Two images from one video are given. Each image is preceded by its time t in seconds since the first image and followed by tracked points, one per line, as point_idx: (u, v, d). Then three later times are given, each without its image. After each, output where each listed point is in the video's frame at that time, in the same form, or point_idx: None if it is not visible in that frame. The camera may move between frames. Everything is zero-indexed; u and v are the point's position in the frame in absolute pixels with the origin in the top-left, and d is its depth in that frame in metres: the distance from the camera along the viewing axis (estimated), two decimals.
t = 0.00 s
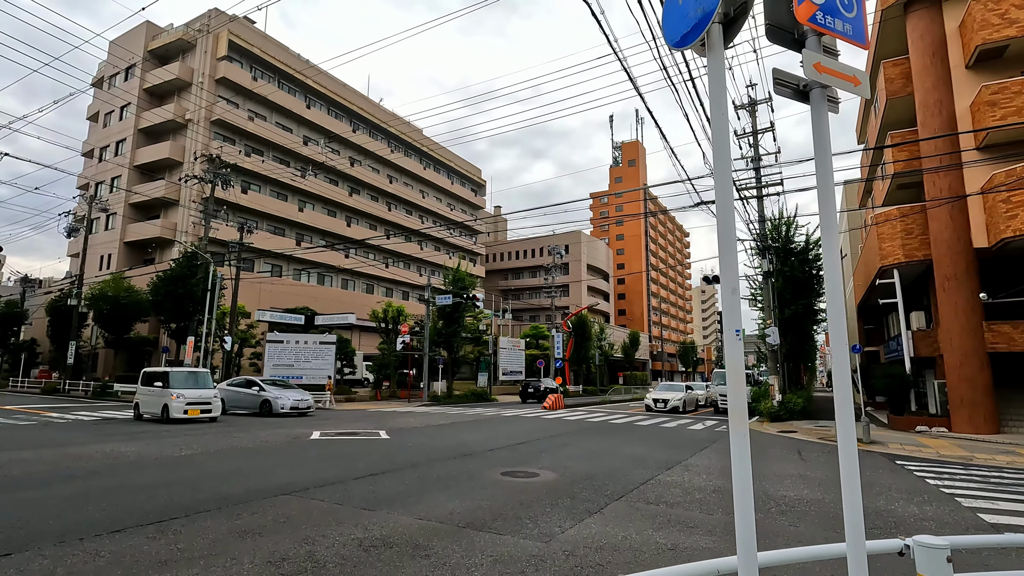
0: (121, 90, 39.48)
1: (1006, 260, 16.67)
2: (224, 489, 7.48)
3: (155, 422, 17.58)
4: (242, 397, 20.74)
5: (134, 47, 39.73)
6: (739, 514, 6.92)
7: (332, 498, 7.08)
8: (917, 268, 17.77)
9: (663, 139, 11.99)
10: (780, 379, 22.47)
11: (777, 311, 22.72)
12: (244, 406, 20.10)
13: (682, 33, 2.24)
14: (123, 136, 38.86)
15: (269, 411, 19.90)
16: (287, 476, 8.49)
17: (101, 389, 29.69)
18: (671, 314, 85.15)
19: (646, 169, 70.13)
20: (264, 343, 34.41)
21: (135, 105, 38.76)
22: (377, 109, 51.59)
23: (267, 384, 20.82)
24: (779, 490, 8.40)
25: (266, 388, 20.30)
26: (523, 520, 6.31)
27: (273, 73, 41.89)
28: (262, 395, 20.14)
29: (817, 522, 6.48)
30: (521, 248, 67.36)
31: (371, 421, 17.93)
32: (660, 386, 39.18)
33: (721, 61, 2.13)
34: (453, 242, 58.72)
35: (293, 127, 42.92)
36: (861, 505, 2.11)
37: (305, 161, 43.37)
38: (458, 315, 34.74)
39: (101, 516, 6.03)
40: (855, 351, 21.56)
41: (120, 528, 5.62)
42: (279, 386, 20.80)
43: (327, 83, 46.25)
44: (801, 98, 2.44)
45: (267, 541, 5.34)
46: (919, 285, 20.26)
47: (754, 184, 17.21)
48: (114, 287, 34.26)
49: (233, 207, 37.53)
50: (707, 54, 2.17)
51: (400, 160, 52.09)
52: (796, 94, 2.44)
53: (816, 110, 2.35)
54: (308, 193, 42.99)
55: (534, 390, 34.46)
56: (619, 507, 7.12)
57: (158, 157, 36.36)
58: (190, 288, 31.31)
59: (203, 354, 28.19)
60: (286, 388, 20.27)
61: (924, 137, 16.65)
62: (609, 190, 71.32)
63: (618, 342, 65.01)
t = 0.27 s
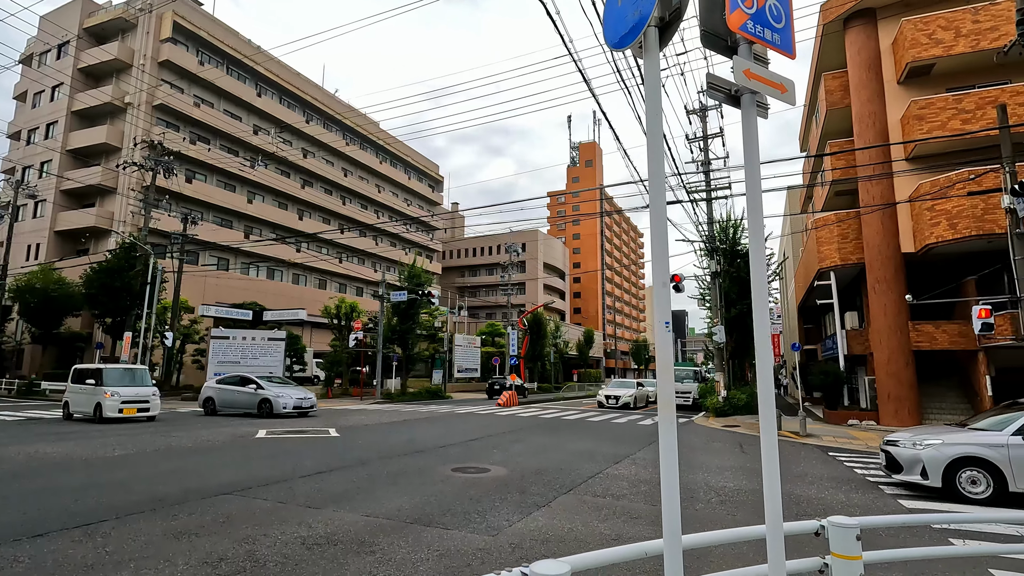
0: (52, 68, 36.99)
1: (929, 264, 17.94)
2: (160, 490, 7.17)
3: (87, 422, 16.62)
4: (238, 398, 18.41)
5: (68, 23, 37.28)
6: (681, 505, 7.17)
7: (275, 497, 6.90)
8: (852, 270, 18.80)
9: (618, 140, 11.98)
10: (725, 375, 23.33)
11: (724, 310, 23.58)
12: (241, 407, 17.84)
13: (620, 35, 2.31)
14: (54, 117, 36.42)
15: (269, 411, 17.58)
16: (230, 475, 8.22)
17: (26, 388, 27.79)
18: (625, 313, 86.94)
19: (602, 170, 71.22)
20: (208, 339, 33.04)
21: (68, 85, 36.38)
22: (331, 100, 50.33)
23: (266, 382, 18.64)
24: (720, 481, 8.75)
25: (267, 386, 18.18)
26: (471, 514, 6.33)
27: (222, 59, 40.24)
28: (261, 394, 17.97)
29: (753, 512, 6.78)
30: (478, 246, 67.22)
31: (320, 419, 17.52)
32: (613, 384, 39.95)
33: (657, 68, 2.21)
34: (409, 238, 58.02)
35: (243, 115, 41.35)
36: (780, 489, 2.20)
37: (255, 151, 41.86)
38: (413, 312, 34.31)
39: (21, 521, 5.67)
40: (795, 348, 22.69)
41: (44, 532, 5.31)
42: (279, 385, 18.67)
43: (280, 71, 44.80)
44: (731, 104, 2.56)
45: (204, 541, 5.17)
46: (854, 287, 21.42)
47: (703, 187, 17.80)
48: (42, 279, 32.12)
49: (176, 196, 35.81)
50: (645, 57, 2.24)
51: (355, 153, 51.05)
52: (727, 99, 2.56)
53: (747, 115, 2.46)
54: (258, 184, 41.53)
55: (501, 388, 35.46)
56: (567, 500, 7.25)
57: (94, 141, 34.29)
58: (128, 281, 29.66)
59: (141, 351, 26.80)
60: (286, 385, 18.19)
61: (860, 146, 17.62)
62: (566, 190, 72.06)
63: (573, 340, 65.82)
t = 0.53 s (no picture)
0: None
1: (867, 268, 18.94)
2: (98, 493, 6.83)
3: (17, 424, 15.63)
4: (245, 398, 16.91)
5: None
6: (633, 499, 7.35)
7: (223, 499, 6.68)
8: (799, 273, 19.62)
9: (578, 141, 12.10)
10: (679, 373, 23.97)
11: (679, 310, 24.21)
12: (253, 407, 16.48)
13: (574, 36, 2.35)
14: None
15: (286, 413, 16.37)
16: (174, 477, 7.90)
17: None
18: (584, 312, 88.08)
19: (564, 170, 71.83)
20: (153, 336, 31.58)
21: None
22: (288, 90, 48.89)
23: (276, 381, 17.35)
24: (671, 476, 9.01)
25: (280, 384, 16.85)
26: (426, 512, 6.31)
27: (171, 43, 38.49)
28: (276, 394, 16.66)
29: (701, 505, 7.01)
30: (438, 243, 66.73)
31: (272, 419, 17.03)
32: (572, 382, 40.42)
33: (610, 72, 2.26)
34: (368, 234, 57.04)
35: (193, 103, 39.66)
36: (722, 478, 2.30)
37: (206, 141, 40.25)
38: (371, 309, 33.67)
39: None
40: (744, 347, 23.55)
41: None
42: (290, 382, 17.39)
43: (233, 59, 43.20)
44: (680, 109, 2.64)
45: (145, 545, 4.96)
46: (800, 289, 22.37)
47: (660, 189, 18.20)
48: None
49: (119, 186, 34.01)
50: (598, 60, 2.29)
51: (313, 146, 49.80)
52: (676, 104, 2.65)
53: (695, 121, 2.56)
54: (209, 175, 39.96)
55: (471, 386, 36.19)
56: (523, 496, 7.32)
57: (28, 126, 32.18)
58: (64, 274, 27.93)
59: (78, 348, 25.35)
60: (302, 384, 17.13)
61: (807, 153, 18.39)
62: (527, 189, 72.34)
63: (532, 339, 66.22)
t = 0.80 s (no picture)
0: None
1: (820, 271, 19.74)
2: (41, 497, 6.51)
3: None
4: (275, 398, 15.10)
5: None
6: (594, 495, 7.46)
7: (177, 501, 6.47)
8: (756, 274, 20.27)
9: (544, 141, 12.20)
10: (641, 372, 24.41)
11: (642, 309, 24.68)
12: (285, 409, 14.72)
13: (541, 40, 2.39)
14: None
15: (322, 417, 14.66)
16: (124, 480, 7.61)
17: None
18: (549, 311, 88.69)
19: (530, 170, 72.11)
20: (101, 333, 30.20)
21: None
22: (249, 81, 47.47)
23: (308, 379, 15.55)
24: (631, 472, 9.20)
25: (315, 384, 15.10)
26: (388, 512, 6.27)
27: (123, 27, 36.83)
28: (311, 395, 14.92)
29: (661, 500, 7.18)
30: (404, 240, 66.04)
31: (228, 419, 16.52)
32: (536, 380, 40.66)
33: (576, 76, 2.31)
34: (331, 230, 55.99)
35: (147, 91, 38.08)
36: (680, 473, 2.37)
37: (161, 130, 38.70)
38: (334, 306, 33.33)
39: None
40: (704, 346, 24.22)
41: None
42: (323, 380, 15.64)
43: (191, 46, 41.68)
44: (643, 115, 2.72)
45: (93, 551, 4.77)
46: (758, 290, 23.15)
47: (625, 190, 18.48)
48: None
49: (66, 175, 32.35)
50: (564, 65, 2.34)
51: (275, 139, 48.55)
52: (639, 110, 2.72)
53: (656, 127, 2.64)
54: (164, 166, 38.46)
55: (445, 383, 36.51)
56: (486, 494, 7.35)
57: None
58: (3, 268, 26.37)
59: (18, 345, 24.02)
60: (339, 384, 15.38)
61: (765, 159, 19.01)
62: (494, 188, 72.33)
63: (498, 337, 66.30)
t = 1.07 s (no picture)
0: None
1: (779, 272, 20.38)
2: None
3: None
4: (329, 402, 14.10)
5: None
6: (560, 492, 7.54)
7: (131, 504, 6.26)
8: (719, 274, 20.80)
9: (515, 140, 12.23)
10: (608, 370, 24.73)
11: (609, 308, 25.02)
12: (338, 413, 13.75)
13: (509, 44, 2.42)
14: None
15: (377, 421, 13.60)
16: (74, 483, 7.31)
17: None
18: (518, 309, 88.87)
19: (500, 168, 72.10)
20: (49, 330, 28.83)
21: None
22: (211, 70, 46.01)
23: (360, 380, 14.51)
24: (597, 469, 9.33)
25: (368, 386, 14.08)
26: (354, 512, 6.21)
27: (76, 10, 35.19)
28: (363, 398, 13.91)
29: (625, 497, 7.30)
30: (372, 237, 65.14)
31: (187, 419, 16.00)
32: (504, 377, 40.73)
33: (544, 78, 2.35)
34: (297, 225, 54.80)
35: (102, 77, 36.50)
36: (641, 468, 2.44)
37: (116, 119, 37.15)
38: (298, 303, 32.60)
39: None
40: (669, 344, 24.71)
41: None
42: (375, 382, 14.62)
43: (149, 32, 40.14)
44: (610, 118, 2.77)
45: (42, 557, 4.58)
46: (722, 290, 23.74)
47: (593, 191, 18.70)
48: None
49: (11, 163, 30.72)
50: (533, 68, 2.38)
51: (238, 131, 47.21)
52: (605, 114, 2.78)
53: (622, 131, 2.71)
54: (119, 156, 36.94)
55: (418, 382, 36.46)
56: (453, 493, 7.35)
57: None
58: None
59: None
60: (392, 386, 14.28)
61: (729, 162, 19.52)
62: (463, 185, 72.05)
63: (466, 335, 66.09)
